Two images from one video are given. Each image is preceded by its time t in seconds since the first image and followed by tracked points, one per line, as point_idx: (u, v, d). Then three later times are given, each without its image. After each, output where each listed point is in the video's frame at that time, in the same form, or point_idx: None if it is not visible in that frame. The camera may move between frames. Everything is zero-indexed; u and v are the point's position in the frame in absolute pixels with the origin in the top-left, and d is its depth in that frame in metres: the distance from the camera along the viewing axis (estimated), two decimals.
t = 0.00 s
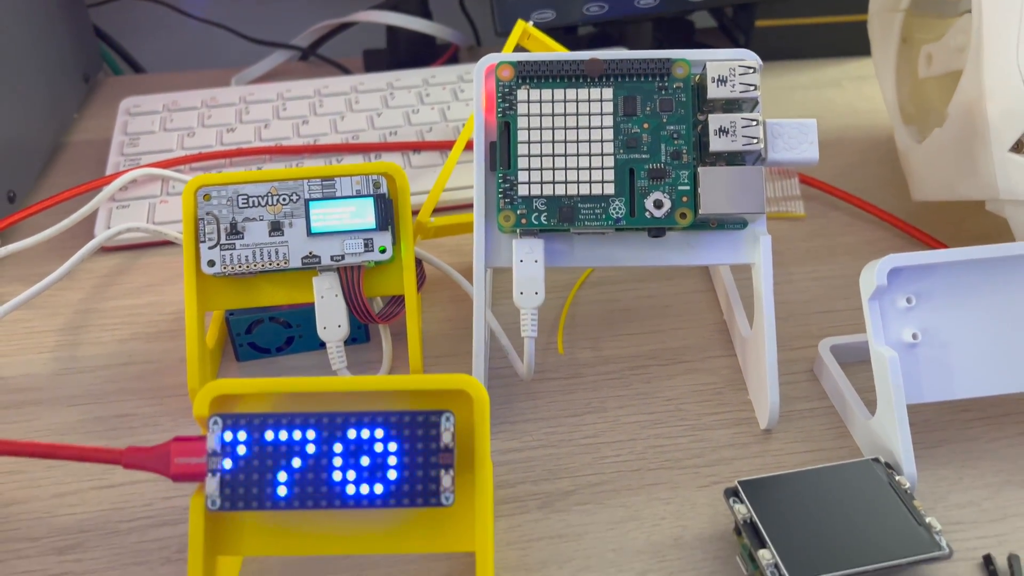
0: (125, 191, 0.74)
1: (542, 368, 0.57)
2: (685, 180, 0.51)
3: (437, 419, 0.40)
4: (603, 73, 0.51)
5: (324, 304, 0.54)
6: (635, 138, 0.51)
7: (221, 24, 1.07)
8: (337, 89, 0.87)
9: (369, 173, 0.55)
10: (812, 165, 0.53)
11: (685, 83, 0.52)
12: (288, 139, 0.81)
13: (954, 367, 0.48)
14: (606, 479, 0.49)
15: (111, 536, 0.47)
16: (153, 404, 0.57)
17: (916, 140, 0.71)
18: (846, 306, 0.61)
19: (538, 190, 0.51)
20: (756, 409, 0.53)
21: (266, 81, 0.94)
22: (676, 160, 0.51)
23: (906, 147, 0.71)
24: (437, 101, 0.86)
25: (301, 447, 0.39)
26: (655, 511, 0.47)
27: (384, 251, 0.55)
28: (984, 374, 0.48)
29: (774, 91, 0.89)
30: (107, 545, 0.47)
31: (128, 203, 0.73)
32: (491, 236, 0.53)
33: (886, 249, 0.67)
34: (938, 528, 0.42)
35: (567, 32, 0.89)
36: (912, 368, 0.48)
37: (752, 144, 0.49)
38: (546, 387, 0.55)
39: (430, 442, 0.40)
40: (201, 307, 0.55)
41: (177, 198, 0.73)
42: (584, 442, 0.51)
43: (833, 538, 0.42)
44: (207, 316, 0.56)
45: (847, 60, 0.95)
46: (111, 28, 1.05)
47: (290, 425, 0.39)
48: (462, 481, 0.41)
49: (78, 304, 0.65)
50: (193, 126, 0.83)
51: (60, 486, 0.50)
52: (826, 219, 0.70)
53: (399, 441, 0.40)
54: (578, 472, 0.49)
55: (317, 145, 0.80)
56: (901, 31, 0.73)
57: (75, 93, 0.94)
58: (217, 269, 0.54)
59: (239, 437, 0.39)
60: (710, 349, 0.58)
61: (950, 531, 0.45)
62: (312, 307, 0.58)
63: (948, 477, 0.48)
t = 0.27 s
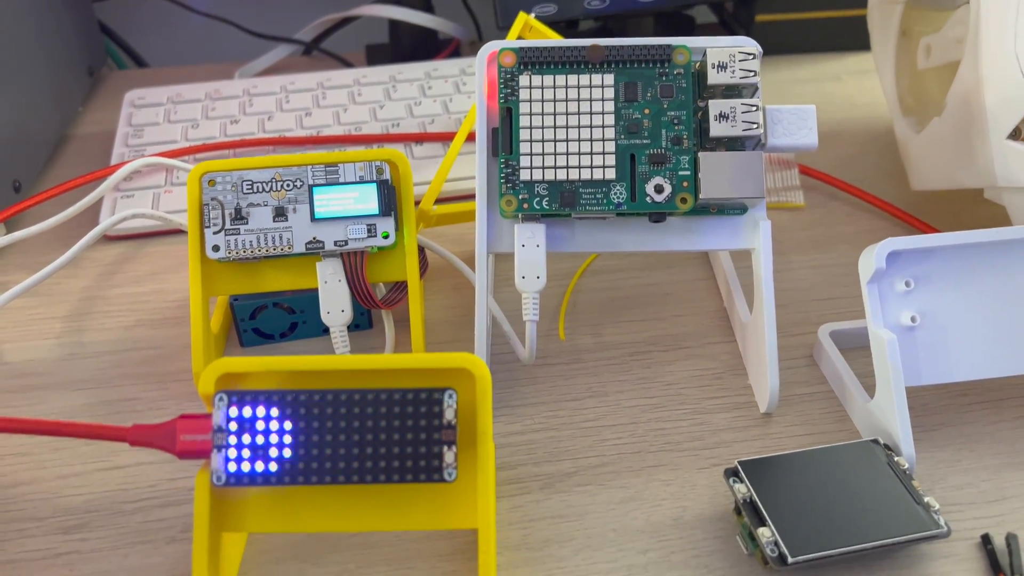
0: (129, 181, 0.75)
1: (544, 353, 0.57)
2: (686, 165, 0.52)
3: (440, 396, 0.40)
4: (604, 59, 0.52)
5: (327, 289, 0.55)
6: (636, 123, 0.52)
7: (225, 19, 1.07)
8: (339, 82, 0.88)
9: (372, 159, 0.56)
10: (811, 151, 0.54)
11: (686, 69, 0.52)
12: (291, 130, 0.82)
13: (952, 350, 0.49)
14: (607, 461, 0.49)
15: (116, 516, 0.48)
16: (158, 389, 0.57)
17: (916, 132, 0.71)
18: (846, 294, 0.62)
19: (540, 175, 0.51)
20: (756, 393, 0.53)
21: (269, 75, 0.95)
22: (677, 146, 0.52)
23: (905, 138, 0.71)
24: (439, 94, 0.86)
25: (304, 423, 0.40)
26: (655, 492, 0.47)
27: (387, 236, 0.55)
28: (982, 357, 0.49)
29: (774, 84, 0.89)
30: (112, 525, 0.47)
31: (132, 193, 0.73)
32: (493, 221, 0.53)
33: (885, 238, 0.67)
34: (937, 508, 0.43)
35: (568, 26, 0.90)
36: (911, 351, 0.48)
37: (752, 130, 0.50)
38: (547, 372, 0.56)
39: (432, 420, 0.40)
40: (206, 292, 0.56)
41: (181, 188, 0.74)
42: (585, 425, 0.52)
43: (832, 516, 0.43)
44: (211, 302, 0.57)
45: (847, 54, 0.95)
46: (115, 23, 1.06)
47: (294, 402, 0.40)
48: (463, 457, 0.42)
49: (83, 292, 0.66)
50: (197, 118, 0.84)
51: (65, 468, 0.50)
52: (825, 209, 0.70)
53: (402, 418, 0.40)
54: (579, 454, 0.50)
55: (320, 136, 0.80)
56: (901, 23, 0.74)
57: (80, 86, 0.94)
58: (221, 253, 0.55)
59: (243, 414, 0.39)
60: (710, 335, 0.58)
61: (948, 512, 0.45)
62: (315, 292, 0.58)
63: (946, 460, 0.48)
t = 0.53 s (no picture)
0: (133, 173, 0.75)
1: (547, 343, 0.57)
2: (689, 153, 0.52)
3: (444, 378, 0.40)
4: (607, 47, 0.52)
5: (331, 278, 0.55)
6: (640, 111, 0.52)
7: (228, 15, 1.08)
8: (343, 76, 0.88)
9: (376, 148, 0.56)
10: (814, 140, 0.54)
11: (689, 58, 0.52)
12: (295, 124, 0.82)
13: (955, 337, 0.49)
14: (611, 448, 0.49)
15: (120, 502, 0.48)
16: (161, 377, 0.57)
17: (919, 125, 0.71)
18: (849, 284, 0.62)
19: (544, 162, 0.51)
20: (759, 382, 0.53)
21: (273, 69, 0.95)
22: (680, 133, 0.52)
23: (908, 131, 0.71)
24: (443, 88, 0.86)
25: (310, 405, 0.40)
26: (659, 478, 0.47)
27: (391, 225, 0.55)
28: (985, 344, 0.49)
29: (777, 79, 0.89)
30: (116, 510, 0.47)
31: (136, 184, 0.74)
32: (497, 209, 0.53)
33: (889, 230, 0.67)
34: (941, 494, 0.43)
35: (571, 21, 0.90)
36: (914, 338, 0.48)
37: (755, 117, 0.50)
38: (551, 361, 0.56)
39: (436, 402, 0.40)
40: (210, 280, 0.56)
41: (185, 180, 0.74)
42: (589, 413, 0.52)
43: (836, 502, 0.43)
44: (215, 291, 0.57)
45: (850, 50, 0.95)
46: (120, 19, 1.06)
47: (299, 383, 0.40)
48: (467, 441, 0.42)
49: (87, 282, 0.66)
50: (201, 112, 0.84)
51: (69, 454, 0.51)
52: (828, 201, 0.70)
53: (406, 400, 0.40)
54: (583, 441, 0.50)
55: (324, 129, 0.81)
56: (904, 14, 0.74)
57: (84, 81, 0.95)
58: (226, 241, 0.55)
59: (248, 395, 0.40)
60: (713, 325, 0.58)
61: (952, 498, 0.45)
62: (319, 282, 0.58)
63: (950, 447, 0.48)
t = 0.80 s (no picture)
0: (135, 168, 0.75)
1: (547, 336, 0.58)
2: (689, 145, 0.52)
3: (443, 366, 0.40)
4: (607, 40, 0.52)
5: (332, 270, 0.55)
6: (639, 103, 0.52)
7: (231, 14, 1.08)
8: (345, 74, 0.88)
9: (376, 141, 0.56)
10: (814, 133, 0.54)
11: (689, 50, 0.52)
12: (297, 120, 0.82)
13: (955, 329, 0.49)
14: (610, 440, 0.49)
15: (120, 491, 0.48)
16: (163, 369, 0.58)
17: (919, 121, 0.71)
18: (849, 279, 0.62)
19: (544, 155, 0.52)
20: (759, 374, 0.53)
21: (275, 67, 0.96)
22: (680, 126, 0.52)
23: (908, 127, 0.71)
24: (444, 85, 0.87)
25: (309, 392, 0.40)
26: (658, 469, 0.47)
27: (391, 218, 0.56)
28: (984, 336, 0.49)
29: (778, 77, 0.89)
30: (117, 500, 0.47)
31: (138, 180, 0.74)
32: (497, 203, 0.53)
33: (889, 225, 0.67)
34: (940, 483, 0.43)
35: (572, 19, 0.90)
36: (913, 330, 0.48)
37: (755, 110, 0.50)
38: (551, 353, 0.56)
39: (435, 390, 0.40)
40: (212, 273, 0.56)
41: (187, 175, 0.74)
42: (588, 405, 0.52)
43: (836, 491, 0.43)
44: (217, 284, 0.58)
45: (850, 48, 0.95)
46: (123, 18, 1.07)
47: (299, 370, 0.40)
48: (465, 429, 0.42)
49: (89, 276, 0.66)
50: (203, 108, 0.85)
51: (70, 445, 0.51)
52: (829, 197, 0.70)
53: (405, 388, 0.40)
54: (582, 433, 0.50)
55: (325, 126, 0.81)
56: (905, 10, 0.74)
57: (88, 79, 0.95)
58: (227, 234, 0.55)
59: (248, 382, 0.40)
60: (713, 319, 0.58)
61: (951, 489, 0.45)
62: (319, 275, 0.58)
63: (949, 439, 0.48)
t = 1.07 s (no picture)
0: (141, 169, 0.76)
1: (548, 334, 0.58)
2: (688, 145, 0.53)
3: (444, 361, 0.41)
4: (607, 41, 0.53)
5: (335, 269, 0.56)
6: (639, 104, 0.53)
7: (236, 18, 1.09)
8: (348, 76, 0.89)
9: (379, 141, 0.57)
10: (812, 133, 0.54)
11: (688, 52, 0.53)
12: (300, 122, 0.83)
13: (952, 327, 0.49)
14: (610, 437, 0.50)
15: (125, 487, 0.49)
16: (167, 367, 0.58)
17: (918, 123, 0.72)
18: (848, 279, 0.62)
19: (545, 155, 0.52)
20: (758, 372, 0.53)
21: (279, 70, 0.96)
22: (679, 126, 0.53)
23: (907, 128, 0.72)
24: (446, 88, 0.88)
25: (312, 387, 0.41)
26: (657, 466, 0.48)
27: (393, 217, 0.56)
28: (981, 334, 0.49)
29: (778, 80, 0.90)
30: (121, 495, 0.48)
31: (143, 181, 0.75)
32: (498, 203, 0.54)
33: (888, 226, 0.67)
34: (936, 479, 0.43)
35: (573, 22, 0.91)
36: (910, 328, 0.49)
37: (753, 110, 0.51)
38: (551, 352, 0.56)
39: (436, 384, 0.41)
40: (216, 271, 0.57)
41: (191, 176, 0.75)
42: (588, 402, 0.52)
43: (833, 487, 0.43)
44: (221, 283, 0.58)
45: (850, 51, 0.96)
46: (129, 22, 1.08)
47: (302, 365, 0.41)
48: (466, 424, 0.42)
49: (94, 276, 0.67)
50: (208, 111, 0.85)
51: (76, 440, 0.51)
52: (828, 198, 0.71)
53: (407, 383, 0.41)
54: (582, 430, 0.50)
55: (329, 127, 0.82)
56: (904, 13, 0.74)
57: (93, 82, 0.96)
58: (231, 233, 0.56)
59: (251, 377, 0.41)
60: (713, 318, 0.59)
61: (948, 485, 0.45)
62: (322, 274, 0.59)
63: (946, 436, 0.48)
